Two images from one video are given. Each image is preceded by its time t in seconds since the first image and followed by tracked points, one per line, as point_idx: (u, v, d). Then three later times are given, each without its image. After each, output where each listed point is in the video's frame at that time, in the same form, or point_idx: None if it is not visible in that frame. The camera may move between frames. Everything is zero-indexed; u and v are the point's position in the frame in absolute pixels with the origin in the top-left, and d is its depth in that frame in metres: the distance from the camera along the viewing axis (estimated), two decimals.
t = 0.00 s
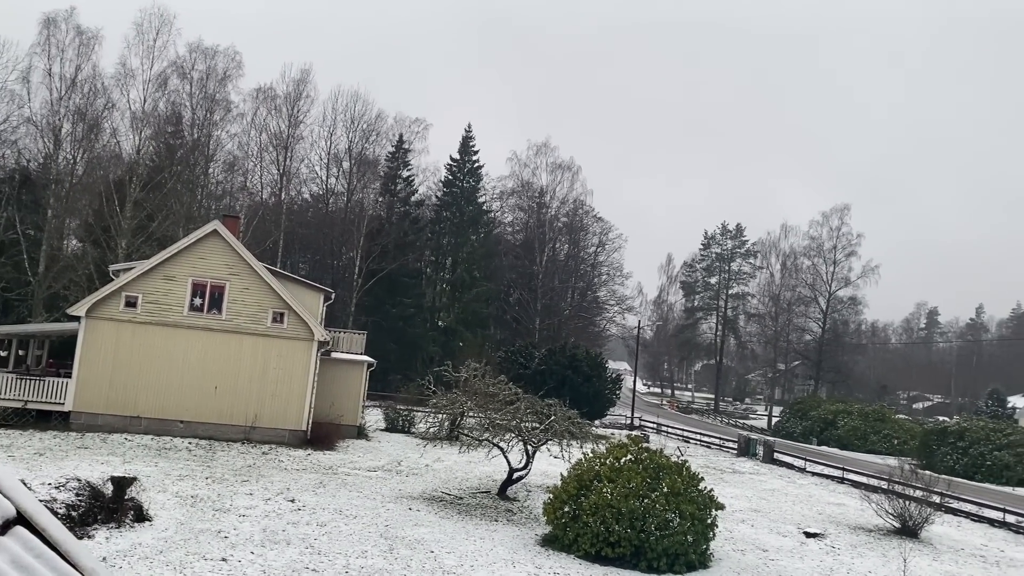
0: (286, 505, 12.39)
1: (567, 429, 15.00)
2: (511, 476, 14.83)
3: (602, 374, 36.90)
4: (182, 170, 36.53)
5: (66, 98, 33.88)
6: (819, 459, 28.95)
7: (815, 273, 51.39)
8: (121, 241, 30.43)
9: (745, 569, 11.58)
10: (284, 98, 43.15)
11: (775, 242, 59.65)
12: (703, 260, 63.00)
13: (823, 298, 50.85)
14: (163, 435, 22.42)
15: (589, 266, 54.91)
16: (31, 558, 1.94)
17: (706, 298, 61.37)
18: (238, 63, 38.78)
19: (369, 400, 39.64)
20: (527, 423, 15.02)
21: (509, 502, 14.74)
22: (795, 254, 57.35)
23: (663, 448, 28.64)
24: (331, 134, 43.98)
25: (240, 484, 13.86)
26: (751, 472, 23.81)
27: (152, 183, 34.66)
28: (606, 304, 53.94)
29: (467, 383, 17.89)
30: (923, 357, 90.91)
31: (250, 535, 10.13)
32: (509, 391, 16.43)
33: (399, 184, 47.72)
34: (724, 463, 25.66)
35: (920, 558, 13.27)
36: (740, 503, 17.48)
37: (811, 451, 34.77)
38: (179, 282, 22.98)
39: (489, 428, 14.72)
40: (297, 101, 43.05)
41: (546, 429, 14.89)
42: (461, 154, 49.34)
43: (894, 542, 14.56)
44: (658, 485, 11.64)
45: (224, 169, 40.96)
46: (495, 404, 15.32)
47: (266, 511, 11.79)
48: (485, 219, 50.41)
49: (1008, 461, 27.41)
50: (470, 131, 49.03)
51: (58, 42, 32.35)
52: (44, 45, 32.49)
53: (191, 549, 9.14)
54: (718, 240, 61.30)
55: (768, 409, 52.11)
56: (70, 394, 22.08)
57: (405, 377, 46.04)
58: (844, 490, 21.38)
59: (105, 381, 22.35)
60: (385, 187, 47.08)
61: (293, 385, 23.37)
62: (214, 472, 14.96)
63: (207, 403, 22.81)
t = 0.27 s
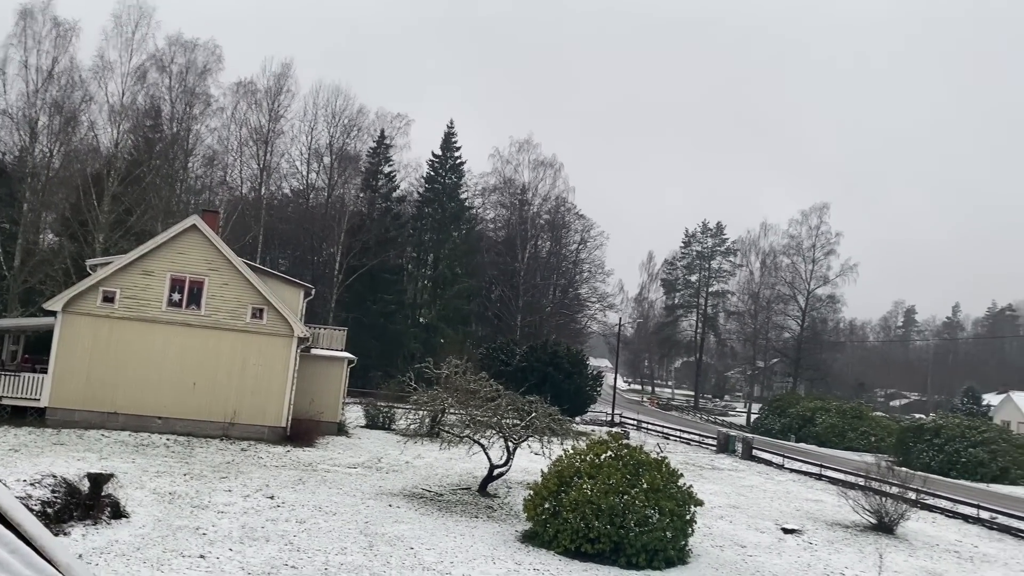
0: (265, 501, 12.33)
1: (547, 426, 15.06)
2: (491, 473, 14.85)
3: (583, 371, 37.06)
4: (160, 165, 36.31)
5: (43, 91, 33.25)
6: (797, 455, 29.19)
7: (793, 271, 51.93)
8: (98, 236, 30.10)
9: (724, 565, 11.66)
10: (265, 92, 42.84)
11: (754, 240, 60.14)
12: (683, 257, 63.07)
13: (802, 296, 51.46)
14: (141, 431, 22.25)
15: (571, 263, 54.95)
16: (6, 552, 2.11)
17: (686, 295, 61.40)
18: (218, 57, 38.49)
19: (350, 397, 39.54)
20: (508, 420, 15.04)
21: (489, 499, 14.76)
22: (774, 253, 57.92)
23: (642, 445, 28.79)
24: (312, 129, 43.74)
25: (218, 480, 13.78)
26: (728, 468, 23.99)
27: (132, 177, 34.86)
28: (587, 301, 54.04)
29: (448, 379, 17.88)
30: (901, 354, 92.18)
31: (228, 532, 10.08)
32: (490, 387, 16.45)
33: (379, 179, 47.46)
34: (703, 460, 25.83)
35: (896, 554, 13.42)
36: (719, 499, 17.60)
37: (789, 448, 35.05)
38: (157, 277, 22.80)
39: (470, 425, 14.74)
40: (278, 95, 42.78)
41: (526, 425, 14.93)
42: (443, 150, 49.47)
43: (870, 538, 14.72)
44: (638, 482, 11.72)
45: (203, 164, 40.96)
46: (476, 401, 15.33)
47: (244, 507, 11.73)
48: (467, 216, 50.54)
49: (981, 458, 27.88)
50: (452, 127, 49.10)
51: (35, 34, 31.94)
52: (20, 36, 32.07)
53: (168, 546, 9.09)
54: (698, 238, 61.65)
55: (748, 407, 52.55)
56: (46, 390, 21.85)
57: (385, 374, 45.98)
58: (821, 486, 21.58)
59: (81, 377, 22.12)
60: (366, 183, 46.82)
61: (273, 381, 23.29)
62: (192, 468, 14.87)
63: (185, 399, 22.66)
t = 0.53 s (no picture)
0: (240, 496, 12.26)
1: (525, 421, 15.10)
2: (469, 467, 14.85)
3: (561, 366, 37.26)
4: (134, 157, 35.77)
5: (15, 80, 33.08)
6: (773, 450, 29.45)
7: (769, 268, 52.44)
8: (71, 228, 29.68)
9: (699, 559, 11.76)
10: (242, 84, 42.54)
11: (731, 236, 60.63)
12: (661, 254, 63.89)
13: (777, 293, 52.00)
14: (114, 426, 22.05)
15: (549, 258, 55.02)
16: None
17: (663, 291, 61.05)
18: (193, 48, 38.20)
19: (327, 392, 39.32)
20: (486, 415, 15.06)
21: (466, 493, 14.77)
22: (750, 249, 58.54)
23: (619, 439, 28.94)
24: (289, 122, 43.49)
25: (193, 475, 13.68)
26: (703, 462, 24.17)
27: (105, 168, 33.74)
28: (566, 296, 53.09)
29: (425, 374, 17.84)
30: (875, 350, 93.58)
31: (203, 527, 10.01)
32: (468, 382, 16.45)
33: (357, 173, 47.13)
34: (678, 454, 25.99)
35: (868, 547, 13.59)
36: (695, 493, 17.73)
37: (763, 443, 35.33)
38: (131, 270, 22.56)
39: (448, 420, 14.70)
40: (255, 87, 42.48)
41: (504, 420, 14.96)
42: (422, 144, 49.58)
43: (843, 531, 14.89)
44: (615, 476, 11.78)
45: (178, 156, 41.19)
46: (454, 396, 15.33)
47: (219, 502, 11.64)
48: (445, 211, 50.64)
49: (952, 453, 28.26)
50: (430, 122, 49.08)
51: (7, 22, 31.43)
52: None
53: (142, 541, 9.01)
54: (676, 234, 62.07)
55: (724, 402, 53.00)
56: (17, 383, 21.59)
57: (362, 369, 45.84)
58: (795, 481, 21.81)
59: (54, 371, 21.91)
60: (343, 176, 46.13)
61: (248, 375, 23.15)
62: (166, 463, 14.75)
63: (159, 393, 22.49)
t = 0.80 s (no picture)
0: (214, 490, 12.19)
1: (502, 415, 15.13)
2: (445, 461, 14.86)
3: (537, 360, 37.48)
4: (107, 146, 35.18)
5: None
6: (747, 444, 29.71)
7: (744, 263, 52.83)
8: (42, 219, 29.24)
9: (672, 551, 11.86)
10: (217, 75, 42.27)
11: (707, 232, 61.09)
12: (638, 249, 64.27)
13: (752, 288, 52.52)
14: (86, 419, 21.82)
15: (527, 253, 55.14)
16: None
17: (640, 286, 62.42)
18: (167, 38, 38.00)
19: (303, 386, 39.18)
20: (462, 409, 15.06)
21: (441, 487, 14.79)
22: (725, 244, 59.13)
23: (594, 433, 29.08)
24: (265, 113, 43.18)
25: (166, 469, 13.58)
26: (678, 456, 24.36)
27: (78, 159, 32.87)
28: (543, 290, 53.83)
29: (402, 367, 17.80)
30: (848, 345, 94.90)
31: (176, 521, 9.94)
32: (444, 376, 16.43)
33: (333, 165, 46.82)
34: (654, 448, 26.17)
35: (839, 539, 13.78)
36: (669, 486, 17.86)
37: (735, 436, 35.73)
38: (103, 262, 22.28)
39: (424, 414, 14.66)
40: (230, 78, 42.21)
41: (480, 414, 14.96)
42: (399, 137, 49.67)
43: (815, 524, 15.07)
44: (590, 469, 11.84)
45: (151, 147, 41.10)
46: (430, 390, 15.31)
47: (192, 496, 11.56)
48: (422, 204, 50.69)
49: (922, 447, 28.66)
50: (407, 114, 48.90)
51: None
52: None
53: (114, 535, 8.93)
54: (652, 229, 62.42)
55: (698, 396, 53.48)
56: None
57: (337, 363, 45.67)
58: (768, 474, 22.03)
59: (24, 363, 21.62)
60: (320, 168, 46.34)
61: (222, 369, 23.01)
62: (139, 456, 14.63)
63: (132, 386, 22.28)
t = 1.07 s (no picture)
0: (188, 484, 12.11)
1: (478, 408, 15.15)
2: (421, 455, 14.86)
3: (514, 354, 37.62)
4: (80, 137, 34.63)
5: None
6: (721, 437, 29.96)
7: (719, 258, 53.14)
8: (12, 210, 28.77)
9: (647, 543, 11.96)
10: (191, 65, 41.83)
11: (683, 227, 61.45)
12: (614, 244, 64.22)
13: (726, 283, 52.73)
14: (57, 412, 21.56)
15: (504, 247, 55.22)
16: None
17: (616, 280, 61.77)
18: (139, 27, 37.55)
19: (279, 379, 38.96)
20: (438, 402, 15.06)
21: (417, 480, 14.80)
22: (700, 240, 59.54)
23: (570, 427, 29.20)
24: (240, 104, 42.76)
25: (139, 463, 13.46)
26: (652, 449, 24.52)
27: (48, 148, 32.37)
28: (520, 284, 54.11)
29: (378, 361, 17.75)
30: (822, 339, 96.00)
31: (148, 515, 9.85)
32: (420, 369, 16.40)
33: (309, 157, 46.41)
34: (629, 441, 26.32)
35: (811, 531, 13.96)
36: (644, 479, 17.98)
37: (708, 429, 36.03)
38: (74, 254, 22.02)
39: (400, 407, 14.63)
40: (204, 69, 41.81)
41: (457, 407, 14.97)
42: (376, 129, 49.50)
43: (787, 516, 15.24)
44: (565, 462, 11.89)
45: (124, 137, 40.48)
46: (407, 383, 15.27)
47: (165, 490, 11.48)
48: (399, 197, 50.61)
49: (892, 440, 29.06)
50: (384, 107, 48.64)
51: None
52: None
53: (85, 530, 8.84)
54: (628, 224, 62.67)
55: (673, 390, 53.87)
56: None
57: (313, 357, 45.46)
58: (742, 467, 22.25)
59: None
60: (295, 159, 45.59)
61: (196, 361, 22.88)
62: (111, 450, 14.48)
63: (103, 379, 22.05)
